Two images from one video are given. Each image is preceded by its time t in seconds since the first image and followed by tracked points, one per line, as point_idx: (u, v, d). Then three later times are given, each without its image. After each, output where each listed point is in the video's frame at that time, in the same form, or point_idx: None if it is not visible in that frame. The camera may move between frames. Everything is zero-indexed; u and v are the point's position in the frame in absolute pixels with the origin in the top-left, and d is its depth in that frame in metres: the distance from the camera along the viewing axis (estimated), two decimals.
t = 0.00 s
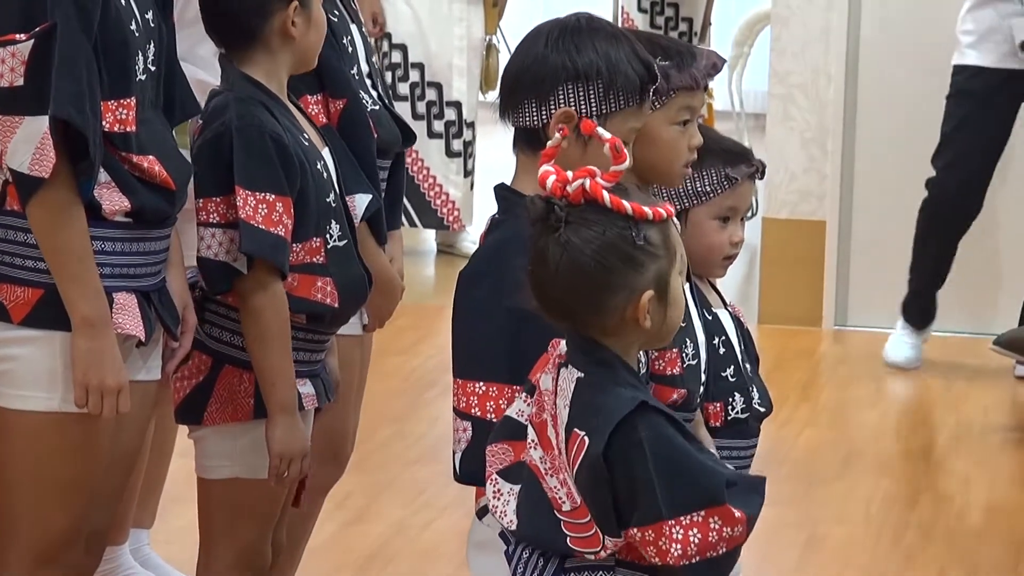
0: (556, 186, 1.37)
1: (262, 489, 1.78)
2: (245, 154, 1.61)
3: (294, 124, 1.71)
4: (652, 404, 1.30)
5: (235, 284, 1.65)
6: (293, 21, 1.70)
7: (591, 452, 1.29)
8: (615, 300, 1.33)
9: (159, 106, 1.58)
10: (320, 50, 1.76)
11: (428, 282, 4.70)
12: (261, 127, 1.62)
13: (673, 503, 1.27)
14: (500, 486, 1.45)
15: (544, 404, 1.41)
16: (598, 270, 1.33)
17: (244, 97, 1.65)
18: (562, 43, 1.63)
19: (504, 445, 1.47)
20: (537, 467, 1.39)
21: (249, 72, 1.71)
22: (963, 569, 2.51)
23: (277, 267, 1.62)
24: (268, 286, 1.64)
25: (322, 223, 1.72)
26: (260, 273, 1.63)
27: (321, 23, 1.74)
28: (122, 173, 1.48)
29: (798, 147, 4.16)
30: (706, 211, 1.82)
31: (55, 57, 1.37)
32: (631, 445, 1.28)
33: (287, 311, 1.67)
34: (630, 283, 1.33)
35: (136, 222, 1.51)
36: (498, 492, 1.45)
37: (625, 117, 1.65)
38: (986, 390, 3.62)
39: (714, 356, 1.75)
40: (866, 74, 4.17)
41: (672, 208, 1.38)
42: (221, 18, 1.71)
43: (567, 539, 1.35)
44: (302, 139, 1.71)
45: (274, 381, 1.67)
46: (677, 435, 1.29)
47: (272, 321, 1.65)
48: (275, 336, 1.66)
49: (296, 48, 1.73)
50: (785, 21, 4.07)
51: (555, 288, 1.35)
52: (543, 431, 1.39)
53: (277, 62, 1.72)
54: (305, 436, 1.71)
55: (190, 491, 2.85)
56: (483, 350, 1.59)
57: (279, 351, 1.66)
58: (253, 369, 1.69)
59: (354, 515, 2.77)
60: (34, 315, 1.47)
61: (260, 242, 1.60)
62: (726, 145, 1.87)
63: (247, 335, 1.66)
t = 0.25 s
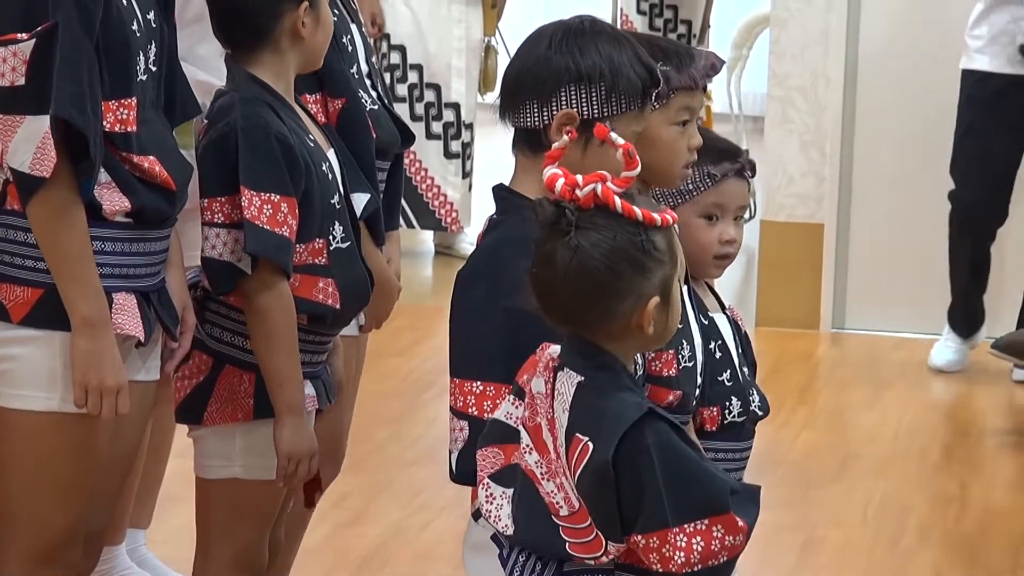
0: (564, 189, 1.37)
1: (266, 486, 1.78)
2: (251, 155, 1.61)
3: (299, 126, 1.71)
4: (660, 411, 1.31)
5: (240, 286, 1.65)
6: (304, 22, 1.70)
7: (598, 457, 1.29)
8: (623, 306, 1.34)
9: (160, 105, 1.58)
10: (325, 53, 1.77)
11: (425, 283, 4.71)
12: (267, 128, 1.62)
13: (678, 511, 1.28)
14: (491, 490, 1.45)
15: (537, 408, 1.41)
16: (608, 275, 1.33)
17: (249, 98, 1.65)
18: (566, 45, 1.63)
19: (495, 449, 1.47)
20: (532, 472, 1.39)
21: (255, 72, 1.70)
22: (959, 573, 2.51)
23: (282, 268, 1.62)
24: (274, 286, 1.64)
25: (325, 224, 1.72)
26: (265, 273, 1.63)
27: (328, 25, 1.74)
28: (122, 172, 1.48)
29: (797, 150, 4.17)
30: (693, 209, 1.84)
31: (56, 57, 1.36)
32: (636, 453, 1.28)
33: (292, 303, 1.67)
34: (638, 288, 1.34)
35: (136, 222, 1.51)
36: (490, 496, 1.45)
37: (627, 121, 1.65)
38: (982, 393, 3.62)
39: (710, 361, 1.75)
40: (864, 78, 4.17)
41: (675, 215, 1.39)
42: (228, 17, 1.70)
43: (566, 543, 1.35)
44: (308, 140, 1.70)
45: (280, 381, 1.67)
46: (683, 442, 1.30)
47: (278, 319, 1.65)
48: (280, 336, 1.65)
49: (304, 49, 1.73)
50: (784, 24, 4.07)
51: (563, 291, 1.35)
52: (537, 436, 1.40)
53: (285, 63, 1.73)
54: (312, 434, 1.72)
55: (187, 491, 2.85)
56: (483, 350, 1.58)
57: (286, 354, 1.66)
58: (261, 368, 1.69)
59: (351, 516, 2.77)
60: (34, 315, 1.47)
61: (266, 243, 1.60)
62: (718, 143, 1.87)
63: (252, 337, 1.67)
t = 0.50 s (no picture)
0: (576, 182, 1.38)
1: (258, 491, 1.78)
2: (256, 157, 1.61)
3: (305, 129, 1.71)
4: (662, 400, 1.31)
5: (241, 287, 1.65)
6: (315, 23, 1.70)
7: (602, 446, 1.29)
8: (627, 303, 1.34)
9: (161, 106, 1.58)
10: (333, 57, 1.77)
11: (422, 284, 4.70)
12: (273, 131, 1.62)
13: (678, 500, 1.28)
14: (496, 475, 1.46)
15: (531, 395, 1.41)
16: (616, 271, 1.33)
17: (257, 100, 1.65)
18: (568, 47, 1.63)
19: (495, 433, 1.47)
20: (531, 461, 1.40)
21: (263, 74, 1.70)
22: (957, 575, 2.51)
23: (284, 271, 1.62)
24: (275, 289, 1.64)
25: (327, 228, 1.72)
26: (266, 275, 1.63)
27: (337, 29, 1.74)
28: (123, 173, 1.48)
29: (794, 152, 4.17)
30: (678, 206, 1.80)
31: (58, 57, 1.36)
32: (636, 443, 1.28)
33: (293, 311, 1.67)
34: (643, 287, 1.34)
35: (137, 224, 1.51)
36: (496, 481, 1.46)
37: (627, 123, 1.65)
38: (981, 395, 3.62)
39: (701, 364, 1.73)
40: (861, 80, 4.18)
41: (677, 220, 1.41)
42: (238, 18, 1.69)
43: (568, 534, 1.36)
44: (313, 143, 1.70)
45: (281, 385, 1.66)
46: (685, 432, 1.30)
47: (280, 322, 1.64)
48: (278, 340, 1.65)
49: (314, 52, 1.73)
50: (783, 26, 4.08)
51: (569, 284, 1.34)
52: (534, 423, 1.40)
53: (295, 64, 1.72)
54: (309, 438, 1.72)
55: (185, 493, 2.85)
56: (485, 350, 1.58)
57: (286, 359, 1.66)
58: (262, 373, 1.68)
59: (349, 518, 2.77)
60: (34, 316, 1.47)
61: (269, 246, 1.60)
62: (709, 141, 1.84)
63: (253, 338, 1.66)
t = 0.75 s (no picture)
0: (586, 176, 1.37)
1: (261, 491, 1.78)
2: (267, 158, 1.60)
3: (316, 130, 1.70)
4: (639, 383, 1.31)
5: (252, 287, 1.65)
6: (329, 21, 1.70)
7: (587, 433, 1.30)
8: (623, 299, 1.34)
9: (164, 106, 1.58)
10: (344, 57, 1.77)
11: (421, 285, 4.70)
12: (286, 132, 1.62)
13: (664, 482, 1.28)
14: (496, 468, 1.46)
15: (520, 387, 1.41)
16: (617, 264, 1.33)
17: (269, 100, 1.65)
18: (538, 40, 1.65)
19: (492, 425, 1.48)
20: (524, 453, 1.41)
21: (274, 75, 1.70)
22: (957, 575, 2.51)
23: (296, 272, 1.62)
24: (286, 290, 1.63)
25: (338, 230, 1.72)
26: (277, 276, 1.63)
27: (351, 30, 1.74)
28: (125, 174, 1.48)
29: (793, 151, 4.17)
30: (672, 204, 1.81)
31: (60, 57, 1.36)
32: (613, 427, 1.29)
33: (301, 315, 1.67)
34: (640, 284, 1.34)
35: (138, 225, 1.51)
36: (494, 474, 1.46)
37: (623, 89, 1.64)
38: (980, 396, 3.62)
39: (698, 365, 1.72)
40: (860, 81, 4.18)
41: (680, 229, 1.41)
42: (252, 18, 1.69)
43: (565, 525, 1.38)
44: (325, 145, 1.70)
45: (284, 386, 1.66)
46: (667, 414, 1.30)
47: (287, 325, 1.64)
48: (283, 342, 1.65)
49: (328, 52, 1.73)
50: (782, 27, 4.08)
51: (568, 272, 1.35)
52: (525, 416, 1.40)
53: (310, 65, 1.72)
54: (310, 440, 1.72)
55: (184, 493, 2.84)
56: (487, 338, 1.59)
57: (292, 361, 1.66)
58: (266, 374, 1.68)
59: (348, 519, 2.77)
60: (35, 316, 1.46)
61: (282, 246, 1.60)
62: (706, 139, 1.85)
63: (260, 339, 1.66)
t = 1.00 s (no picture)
0: (601, 172, 1.38)
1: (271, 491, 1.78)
2: (281, 156, 1.60)
3: (329, 131, 1.70)
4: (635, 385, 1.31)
5: (266, 285, 1.65)
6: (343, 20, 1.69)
7: (578, 434, 1.30)
8: (629, 297, 1.34)
9: (167, 105, 1.58)
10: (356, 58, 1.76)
11: (421, 285, 4.70)
12: (301, 132, 1.62)
13: (653, 487, 1.28)
14: (496, 467, 1.48)
15: (519, 384, 1.41)
16: (627, 259, 1.34)
17: (282, 99, 1.64)
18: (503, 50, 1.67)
19: (490, 424, 1.51)
20: (521, 451, 1.40)
21: (287, 75, 1.69)
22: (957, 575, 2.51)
23: (310, 271, 1.62)
24: (300, 289, 1.63)
25: (347, 231, 1.71)
26: (291, 275, 1.62)
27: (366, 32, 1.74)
28: (128, 173, 1.48)
29: (793, 151, 4.17)
30: (672, 201, 1.80)
31: (64, 55, 1.36)
32: (605, 428, 1.29)
33: (319, 313, 1.66)
34: (646, 283, 1.35)
35: (141, 224, 1.50)
36: (495, 473, 1.48)
37: (592, 74, 1.64)
38: (981, 396, 3.62)
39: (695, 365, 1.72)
40: (860, 81, 4.18)
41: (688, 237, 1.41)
42: (265, 19, 1.68)
43: (561, 522, 1.38)
44: (337, 146, 1.70)
45: (306, 386, 1.66)
46: (662, 417, 1.30)
47: (305, 324, 1.64)
48: (303, 341, 1.64)
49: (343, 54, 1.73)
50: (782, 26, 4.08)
51: (577, 266, 1.34)
52: (523, 413, 1.40)
53: (324, 66, 1.72)
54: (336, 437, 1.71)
55: (184, 493, 2.84)
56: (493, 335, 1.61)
57: (310, 358, 1.65)
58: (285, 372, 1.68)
59: (348, 518, 2.76)
60: (37, 315, 1.46)
61: (295, 245, 1.59)
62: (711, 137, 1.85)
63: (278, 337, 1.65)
